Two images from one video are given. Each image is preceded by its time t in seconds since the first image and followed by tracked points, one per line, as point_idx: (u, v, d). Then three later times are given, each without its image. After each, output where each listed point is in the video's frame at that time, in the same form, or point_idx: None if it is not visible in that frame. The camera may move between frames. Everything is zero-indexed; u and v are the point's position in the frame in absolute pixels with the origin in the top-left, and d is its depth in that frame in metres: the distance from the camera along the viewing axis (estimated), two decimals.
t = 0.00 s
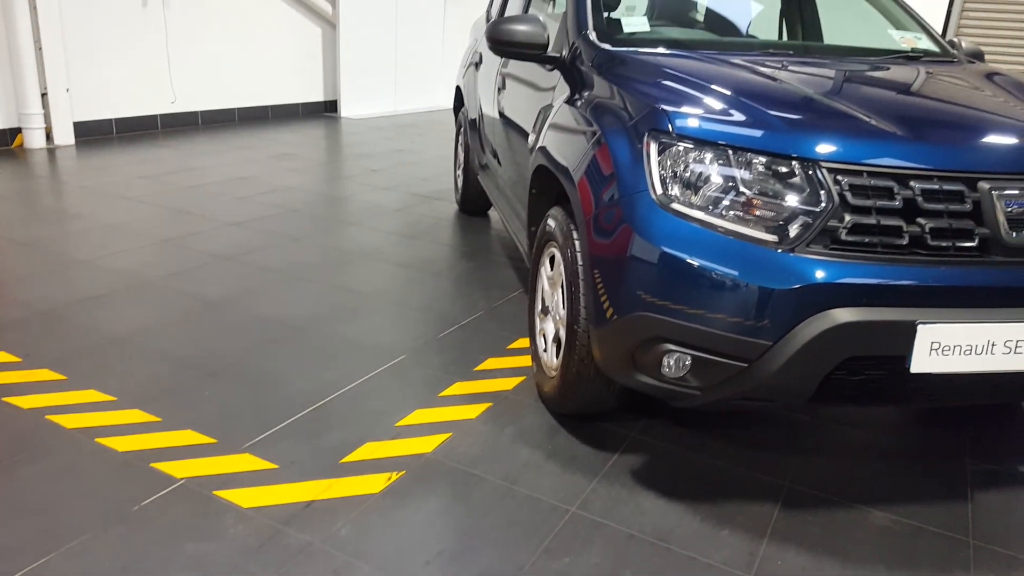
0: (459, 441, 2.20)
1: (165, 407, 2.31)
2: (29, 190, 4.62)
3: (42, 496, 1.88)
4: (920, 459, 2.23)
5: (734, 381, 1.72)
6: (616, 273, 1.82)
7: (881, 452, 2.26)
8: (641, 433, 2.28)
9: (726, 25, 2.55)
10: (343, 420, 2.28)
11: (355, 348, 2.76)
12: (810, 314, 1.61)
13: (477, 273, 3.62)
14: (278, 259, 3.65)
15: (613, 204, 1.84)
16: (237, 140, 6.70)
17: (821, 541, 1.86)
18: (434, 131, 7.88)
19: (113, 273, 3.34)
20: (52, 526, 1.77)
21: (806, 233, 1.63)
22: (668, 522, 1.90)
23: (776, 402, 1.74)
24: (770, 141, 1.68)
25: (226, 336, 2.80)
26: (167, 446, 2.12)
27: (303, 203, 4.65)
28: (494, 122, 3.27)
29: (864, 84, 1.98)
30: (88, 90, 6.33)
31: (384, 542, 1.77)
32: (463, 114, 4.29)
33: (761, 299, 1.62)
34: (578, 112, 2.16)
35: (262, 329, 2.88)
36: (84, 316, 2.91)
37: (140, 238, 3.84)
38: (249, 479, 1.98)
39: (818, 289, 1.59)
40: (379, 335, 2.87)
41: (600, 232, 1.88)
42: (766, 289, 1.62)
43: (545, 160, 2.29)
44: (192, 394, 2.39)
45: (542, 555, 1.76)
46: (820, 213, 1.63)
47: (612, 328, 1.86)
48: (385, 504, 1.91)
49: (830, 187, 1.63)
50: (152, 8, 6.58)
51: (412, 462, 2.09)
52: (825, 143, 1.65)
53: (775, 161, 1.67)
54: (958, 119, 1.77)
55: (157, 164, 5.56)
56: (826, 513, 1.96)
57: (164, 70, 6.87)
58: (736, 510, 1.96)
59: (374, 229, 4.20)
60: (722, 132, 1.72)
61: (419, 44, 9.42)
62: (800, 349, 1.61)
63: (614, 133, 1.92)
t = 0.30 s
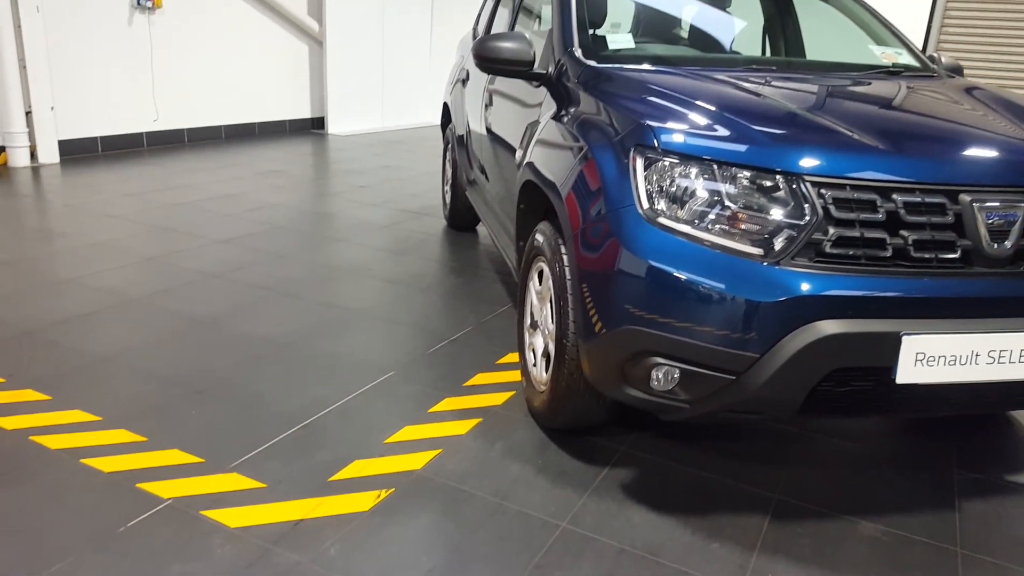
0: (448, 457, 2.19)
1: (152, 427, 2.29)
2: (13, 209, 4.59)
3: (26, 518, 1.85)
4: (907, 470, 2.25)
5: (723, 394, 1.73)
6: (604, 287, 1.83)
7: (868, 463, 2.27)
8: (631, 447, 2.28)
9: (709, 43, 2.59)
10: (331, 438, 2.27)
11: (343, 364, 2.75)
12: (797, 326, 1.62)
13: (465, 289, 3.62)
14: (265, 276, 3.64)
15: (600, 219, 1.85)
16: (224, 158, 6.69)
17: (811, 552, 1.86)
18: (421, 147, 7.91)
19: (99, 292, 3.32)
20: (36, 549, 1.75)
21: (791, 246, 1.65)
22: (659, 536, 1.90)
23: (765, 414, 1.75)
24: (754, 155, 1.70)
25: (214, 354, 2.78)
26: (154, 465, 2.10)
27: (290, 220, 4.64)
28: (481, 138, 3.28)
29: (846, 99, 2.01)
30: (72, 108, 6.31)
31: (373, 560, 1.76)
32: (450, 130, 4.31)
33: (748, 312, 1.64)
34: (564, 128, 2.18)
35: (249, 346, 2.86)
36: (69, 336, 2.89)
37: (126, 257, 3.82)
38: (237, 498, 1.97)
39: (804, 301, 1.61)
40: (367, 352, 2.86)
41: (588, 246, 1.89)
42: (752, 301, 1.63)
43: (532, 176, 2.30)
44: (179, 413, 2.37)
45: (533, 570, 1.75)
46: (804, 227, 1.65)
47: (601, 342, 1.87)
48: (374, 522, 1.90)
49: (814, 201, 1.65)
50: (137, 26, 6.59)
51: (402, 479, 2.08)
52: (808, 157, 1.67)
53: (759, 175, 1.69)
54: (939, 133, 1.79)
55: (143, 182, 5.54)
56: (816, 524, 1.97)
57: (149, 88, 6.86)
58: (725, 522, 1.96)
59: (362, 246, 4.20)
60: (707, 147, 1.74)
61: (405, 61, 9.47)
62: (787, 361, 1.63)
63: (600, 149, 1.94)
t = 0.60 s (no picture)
0: (437, 472, 2.19)
1: (137, 444, 2.27)
2: None
3: (9, 539, 1.83)
4: (894, 479, 2.26)
5: (710, 405, 1.74)
6: (591, 300, 1.84)
7: (856, 473, 2.28)
8: (620, 460, 2.28)
9: (693, 58, 2.61)
10: (319, 454, 2.26)
11: (331, 380, 2.74)
12: (782, 337, 1.63)
13: (453, 303, 3.62)
14: (252, 291, 3.63)
15: (587, 232, 1.86)
16: (210, 173, 6.67)
17: (800, 563, 1.87)
18: (407, 161, 7.92)
19: (83, 309, 3.30)
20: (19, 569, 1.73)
21: (776, 258, 1.66)
22: (648, 548, 1.89)
23: (752, 426, 1.75)
24: (739, 168, 1.71)
25: (200, 371, 2.77)
26: (138, 484, 2.08)
27: (276, 235, 4.63)
28: (468, 152, 3.29)
29: (829, 112, 2.03)
30: (57, 124, 6.28)
31: None
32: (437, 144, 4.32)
33: (734, 324, 1.65)
34: (551, 142, 2.19)
35: (236, 362, 2.85)
36: (52, 353, 2.86)
37: (111, 273, 3.79)
38: (223, 516, 1.95)
39: (789, 313, 1.62)
40: (354, 367, 2.85)
41: (575, 259, 1.90)
42: (738, 313, 1.64)
43: (519, 190, 2.31)
44: (164, 430, 2.35)
45: None
46: (788, 239, 1.66)
47: (588, 355, 1.87)
48: (363, 539, 1.88)
49: (797, 213, 1.67)
50: (122, 41, 6.59)
51: (390, 495, 2.07)
52: (792, 169, 1.69)
53: (744, 188, 1.71)
54: (920, 146, 1.81)
55: (128, 198, 5.51)
56: (804, 535, 1.97)
57: (133, 103, 6.84)
58: (715, 534, 1.96)
59: (349, 260, 4.20)
60: (692, 161, 1.75)
61: (391, 76, 9.50)
62: (773, 373, 1.64)
63: (586, 163, 1.95)
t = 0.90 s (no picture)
0: (425, 486, 2.18)
1: (122, 461, 2.25)
2: None
3: None
4: (881, 489, 2.27)
5: (697, 416, 1.74)
6: (579, 311, 1.84)
7: (843, 483, 2.29)
8: (608, 472, 2.28)
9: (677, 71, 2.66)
10: (306, 469, 2.24)
11: (318, 394, 2.73)
12: (768, 347, 1.64)
13: (440, 315, 3.62)
14: (238, 305, 3.61)
15: (573, 244, 1.87)
16: (196, 187, 6.65)
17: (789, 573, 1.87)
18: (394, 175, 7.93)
19: (67, 325, 3.27)
20: None
21: (760, 269, 1.67)
22: (637, 560, 1.89)
23: (740, 436, 1.76)
24: (723, 180, 1.73)
25: (185, 386, 2.75)
26: (123, 500, 2.05)
27: (263, 249, 4.62)
28: (455, 165, 3.30)
29: (812, 125, 2.05)
30: (41, 139, 6.24)
31: None
32: (424, 158, 4.33)
33: (720, 334, 1.65)
34: (537, 155, 2.21)
35: (222, 377, 2.83)
36: (36, 369, 2.83)
37: (95, 288, 3.76)
38: (209, 532, 1.93)
39: (774, 323, 1.63)
40: (342, 381, 2.84)
41: (562, 271, 1.91)
42: (724, 324, 1.65)
43: (506, 202, 2.32)
44: (149, 446, 2.33)
45: None
46: (773, 250, 1.67)
47: (576, 366, 1.87)
48: (350, 554, 1.87)
49: (781, 225, 1.68)
50: (107, 55, 6.57)
51: (378, 509, 2.06)
52: (775, 182, 1.70)
53: (728, 201, 1.72)
54: (902, 157, 1.83)
55: (112, 212, 5.48)
56: (792, 545, 1.98)
57: (119, 118, 6.81)
58: (703, 545, 1.96)
59: (336, 274, 4.19)
60: (677, 173, 1.76)
61: (378, 90, 9.52)
62: (760, 383, 1.64)
63: (573, 176, 1.96)
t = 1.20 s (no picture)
0: (413, 499, 2.17)
1: (106, 476, 2.22)
2: None
3: None
4: (868, 497, 2.28)
5: (684, 426, 1.75)
6: (566, 322, 1.85)
7: (830, 491, 2.30)
8: (597, 483, 2.28)
9: (661, 84, 2.70)
10: (294, 482, 2.23)
11: (305, 407, 2.71)
12: (754, 357, 1.65)
13: (428, 327, 3.61)
14: (224, 319, 3.59)
15: (560, 255, 1.88)
16: (181, 200, 6.62)
17: None
18: (380, 187, 7.93)
19: (50, 339, 3.23)
20: None
21: (746, 279, 1.68)
22: (626, 571, 1.89)
23: (727, 446, 1.77)
24: (708, 191, 1.74)
25: (171, 400, 2.72)
26: (107, 516, 2.03)
27: (249, 262, 4.60)
28: (441, 177, 3.31)
29: (795, 136, 2.07)
30: (25, 152, 6.19)
31: None
32: (410, 170, 4.34)
33: (706, 344, 1.66)
34: (523, 167, 2.21)
35: (208, 391, 2.81)
36: (18, 384, 2.80)
37: (79, 302, 3.73)
38: (195, 548, 1.91)
39: (760, 333, 1.64)
40: (329, 394, 2.83)
41: (549, 282, 1.91)
42: (711, 334, 1.66)
43: (493, 214, 2.33)
44: (134, 461, 2.31)
45: None
46: (757, 260, 1.69)
47: (563, 377, 1.88)
48: (338, 568, 1.86)
49: (766, 235, 1.69)
50: (91, 69, 6.55)
51: (366, 523, 2.04)
52: (760, 192, 1.72)
53: (713, 211, 1.73)
54: (885, 168, 1.85)
55: (96, 226, 5.44)
56: (780, 554, 1.98)
57: (104, 131, 6.79)
58: (692, 555, 1.97)
59: (323, 286, 4.18)
60: (662, 185, 1.78)
61: (364, 102, 9.54)
62: (746, 392, 1.65)
63: (559, 187, 1.97)
